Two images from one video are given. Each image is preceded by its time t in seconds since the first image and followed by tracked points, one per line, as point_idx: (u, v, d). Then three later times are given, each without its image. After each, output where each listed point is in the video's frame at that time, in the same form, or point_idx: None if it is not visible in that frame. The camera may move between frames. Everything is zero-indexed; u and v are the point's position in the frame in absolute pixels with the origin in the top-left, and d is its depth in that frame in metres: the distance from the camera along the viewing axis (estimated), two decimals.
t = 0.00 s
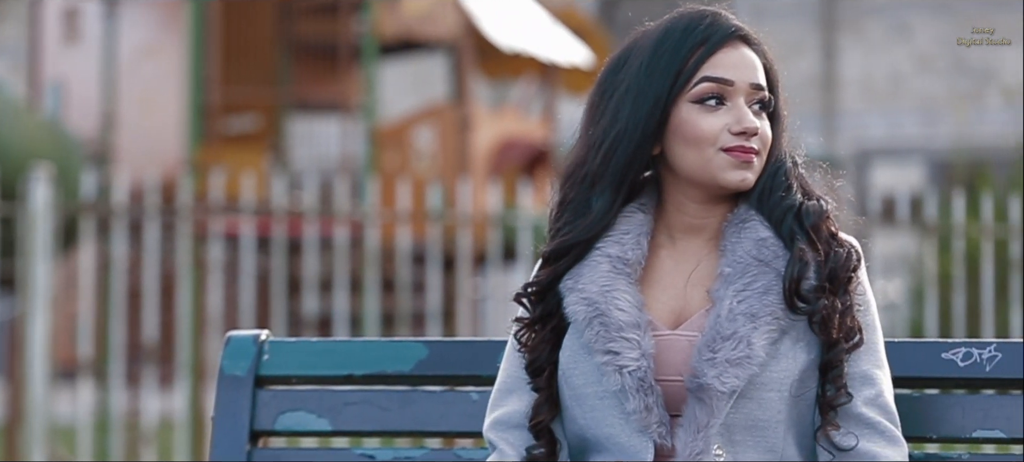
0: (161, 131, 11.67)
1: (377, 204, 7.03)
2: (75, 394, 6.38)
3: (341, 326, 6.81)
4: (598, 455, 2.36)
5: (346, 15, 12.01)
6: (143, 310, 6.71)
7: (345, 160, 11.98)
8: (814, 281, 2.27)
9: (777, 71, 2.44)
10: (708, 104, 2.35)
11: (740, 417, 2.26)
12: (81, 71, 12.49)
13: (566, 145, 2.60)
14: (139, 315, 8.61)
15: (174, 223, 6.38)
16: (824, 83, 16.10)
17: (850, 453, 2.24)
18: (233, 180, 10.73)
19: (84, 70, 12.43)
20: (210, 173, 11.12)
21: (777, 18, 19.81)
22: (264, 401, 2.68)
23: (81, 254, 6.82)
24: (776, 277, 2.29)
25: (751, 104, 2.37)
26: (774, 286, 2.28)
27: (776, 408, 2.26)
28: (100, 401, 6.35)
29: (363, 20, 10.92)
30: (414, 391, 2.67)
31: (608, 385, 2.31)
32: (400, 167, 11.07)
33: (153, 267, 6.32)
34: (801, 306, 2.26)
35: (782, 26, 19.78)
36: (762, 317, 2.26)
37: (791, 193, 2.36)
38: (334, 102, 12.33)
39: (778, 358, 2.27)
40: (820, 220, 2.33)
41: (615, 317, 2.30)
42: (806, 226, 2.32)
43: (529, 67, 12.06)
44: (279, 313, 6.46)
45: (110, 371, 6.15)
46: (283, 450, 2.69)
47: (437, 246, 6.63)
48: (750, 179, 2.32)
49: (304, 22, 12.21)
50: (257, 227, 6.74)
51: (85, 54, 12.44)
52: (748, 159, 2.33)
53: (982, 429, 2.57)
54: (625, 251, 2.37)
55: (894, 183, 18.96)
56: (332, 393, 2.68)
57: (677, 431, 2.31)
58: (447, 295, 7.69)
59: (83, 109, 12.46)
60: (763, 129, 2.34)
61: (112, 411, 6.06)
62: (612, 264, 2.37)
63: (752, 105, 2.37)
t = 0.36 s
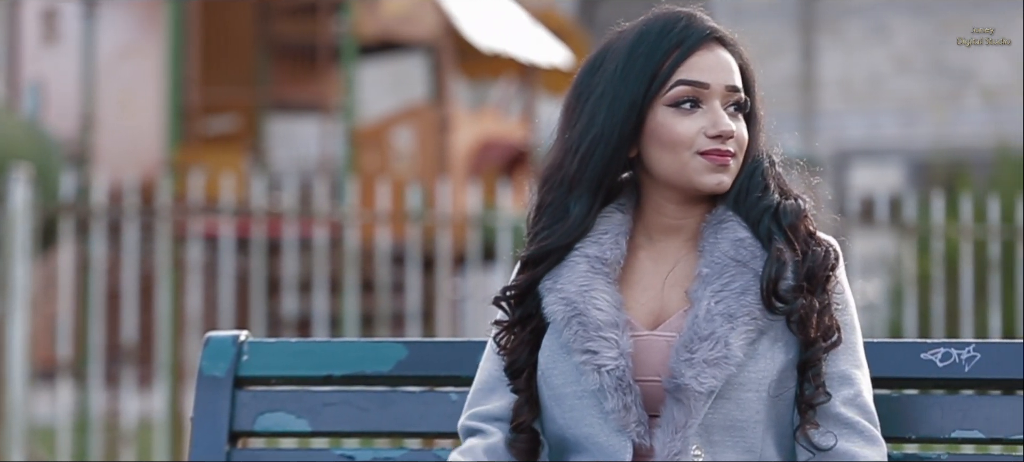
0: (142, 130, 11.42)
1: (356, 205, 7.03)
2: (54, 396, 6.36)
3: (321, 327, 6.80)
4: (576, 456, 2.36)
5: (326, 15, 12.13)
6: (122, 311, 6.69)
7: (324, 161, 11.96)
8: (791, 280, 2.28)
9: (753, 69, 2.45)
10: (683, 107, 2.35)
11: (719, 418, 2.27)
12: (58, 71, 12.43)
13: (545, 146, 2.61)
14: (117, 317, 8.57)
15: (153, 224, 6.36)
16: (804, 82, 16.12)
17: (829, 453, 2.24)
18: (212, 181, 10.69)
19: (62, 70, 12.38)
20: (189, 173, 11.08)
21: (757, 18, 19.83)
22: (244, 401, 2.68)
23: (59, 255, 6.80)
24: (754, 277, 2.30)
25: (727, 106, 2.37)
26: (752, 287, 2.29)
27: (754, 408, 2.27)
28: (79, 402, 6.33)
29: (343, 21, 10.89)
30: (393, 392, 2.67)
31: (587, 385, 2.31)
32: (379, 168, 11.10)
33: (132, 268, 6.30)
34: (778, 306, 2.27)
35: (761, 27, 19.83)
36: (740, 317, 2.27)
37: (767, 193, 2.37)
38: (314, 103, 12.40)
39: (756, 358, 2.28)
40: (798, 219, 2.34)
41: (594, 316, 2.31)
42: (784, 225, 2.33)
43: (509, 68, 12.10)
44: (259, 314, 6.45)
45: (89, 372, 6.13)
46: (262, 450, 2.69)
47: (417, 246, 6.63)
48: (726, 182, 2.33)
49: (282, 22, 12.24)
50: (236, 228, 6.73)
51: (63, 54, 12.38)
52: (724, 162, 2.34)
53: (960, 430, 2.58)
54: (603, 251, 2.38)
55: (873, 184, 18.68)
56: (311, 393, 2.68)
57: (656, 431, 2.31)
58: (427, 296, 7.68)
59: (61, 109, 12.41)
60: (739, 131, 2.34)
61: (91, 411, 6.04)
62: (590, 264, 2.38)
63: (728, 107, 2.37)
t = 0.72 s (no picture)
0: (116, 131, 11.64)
1: (334, 205, 7.03)
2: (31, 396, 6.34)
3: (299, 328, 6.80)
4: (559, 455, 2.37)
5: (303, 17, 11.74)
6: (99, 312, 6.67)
7: (302, 161, 11.94)
8: (769, 280, 2.29)
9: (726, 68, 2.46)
10: (656, 111, 2.36)
11: (696, 418, 2.28)
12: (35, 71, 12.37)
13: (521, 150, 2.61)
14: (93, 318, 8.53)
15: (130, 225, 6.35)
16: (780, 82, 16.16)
17: (805, 453, 2.25)
18: (189, 181, 10.65)
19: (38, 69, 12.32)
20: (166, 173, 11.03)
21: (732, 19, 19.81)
22: (221, 402, 2.67)
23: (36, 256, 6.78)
24: (731, 278, 2.30)
25: (698, 108, 2.38)
26: (729, 287, 2.30)
27: (731, 408, 2.28)
28: (56, 403, 6.31)
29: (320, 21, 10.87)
30: (370, 392, 2.67)
31: (566, 385, 2.32)
32: (357, 168, 11.12)
33: (109, 268, 6.29)
34: (756, 306, 2.28)
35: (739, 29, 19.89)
36: (717, 317, 2.28)
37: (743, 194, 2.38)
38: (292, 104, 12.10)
39: (733, 358, 2.29)
40: (775, 219, 2.35)
41: (574, 316, 2.31)
42: (761, 225, 2.34)
43: (487, 68, 12.11)
44: (236, 314, 6.45)
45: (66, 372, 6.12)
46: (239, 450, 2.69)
47: (394, 247, 6.64)
48: (700, 185, 2.34)
49: (258, 22, 11.88)
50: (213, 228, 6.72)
51: (38, 53, 12.29)
52: (698, 165, 2.35)
53: (937, 430, 2.60)
54: (582, 251, 2.39)
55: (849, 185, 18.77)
56: (289, 394, 2.68)
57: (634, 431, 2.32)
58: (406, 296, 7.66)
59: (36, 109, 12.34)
60: (711, 134, 2.35)
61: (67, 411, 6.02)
62: (570, 264, 2.38)
63: (700, 109, 2.38)
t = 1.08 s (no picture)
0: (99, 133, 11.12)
1: (315, 206, 7.02)
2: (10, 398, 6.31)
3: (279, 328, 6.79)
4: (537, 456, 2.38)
5: (283, 17, 11.82)
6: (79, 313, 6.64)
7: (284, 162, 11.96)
8: (750, 281, 2.30)
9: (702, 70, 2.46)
10: (629, 117, 2.36)
11: (678, 419, 2.29)
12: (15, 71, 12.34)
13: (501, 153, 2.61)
14: (74, 319, 8.50)
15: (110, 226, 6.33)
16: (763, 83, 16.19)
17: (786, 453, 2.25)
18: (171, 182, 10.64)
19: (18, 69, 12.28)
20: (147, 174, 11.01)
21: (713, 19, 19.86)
22: (201, 402, 2.67)
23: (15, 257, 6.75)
24: (713, 277, 2.32)
25: (672, 112, 2.37)
26: (711, 286, 2.31)
27: (712, 408, 2.29)
28: (34, 405, 6.29)
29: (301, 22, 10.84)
30: (350, 393, 2.67)
31: (551, 384, 2.32)
32: (338, 170, 11.12)
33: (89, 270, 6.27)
34: (738, 306, 2.29)
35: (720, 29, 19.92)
36: (698, 318, 2.29)
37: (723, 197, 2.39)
38: (271, 104, 11.97)
39: (714, 358, 2.30)
40: (756, 220, 2.37)
41: (560, 316, 2.31)
42: (742, 226, 2.36)
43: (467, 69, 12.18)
44: (216, 316, 6.43)
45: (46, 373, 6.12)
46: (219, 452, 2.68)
47: (375, 247, 6.64)
48: (674, 189, 2.35)
49: (239, 22, 11.89)
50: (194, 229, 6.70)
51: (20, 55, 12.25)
52: (672, 170, 2.35)
53: (917, 430, 2.60)
54: (567, 251, 2.39)
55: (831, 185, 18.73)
56: (269, 394, 2.68)
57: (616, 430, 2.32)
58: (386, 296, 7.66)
59: (18, 112, 12.35)
60: (684, 139, 2.35)
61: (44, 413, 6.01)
62: (554, 266, 2.38)
63: (673, 112, 2.38)
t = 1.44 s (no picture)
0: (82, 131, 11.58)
1: (297, 206, 7.02)
2: None
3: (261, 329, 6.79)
4: (518, 454, 2.39)
5: (264, 17, 11.69)
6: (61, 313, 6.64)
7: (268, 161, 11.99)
8: (736, 282, 2.33)
9: (666, 79, 2.38)
10: (580, 142, 2.33)
11: (662, 417, 2.31)
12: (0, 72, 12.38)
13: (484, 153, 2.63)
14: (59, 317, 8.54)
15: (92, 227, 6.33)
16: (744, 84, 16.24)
17: (769, 453, 2.29)
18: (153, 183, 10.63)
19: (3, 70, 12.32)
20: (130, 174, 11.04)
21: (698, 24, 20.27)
22: (184, 403, 2.67)
23: None
24: (699, 277, 2.35)
25: (624, 136, 2.33)
26: (696, 285, 2.34)
27: (696, 407, 2.32)
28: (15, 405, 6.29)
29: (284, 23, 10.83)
30: (333, 394, 2.67)
31: (541, 379, 2.33)
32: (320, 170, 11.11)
33: (71, 270, 6.28)
34: (722, 307, 2.32)
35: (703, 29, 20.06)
36: (684, 316, 2.31)
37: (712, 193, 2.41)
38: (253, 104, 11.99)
39: (699, 357, 2.33)
40: (742, 225, 2.39)
41: (550, 312, 2.32)
42: (727, 229, 2.38)
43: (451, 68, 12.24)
44: (197, 316, 6.44)
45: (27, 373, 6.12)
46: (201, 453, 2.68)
47: (357, 247, 6.64)
48: (631, 212, 2.33)
49: (220, 23, 11.89)
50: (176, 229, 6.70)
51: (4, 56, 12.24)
52: (627, 195, 2.33)
53: (899, 430, 2.59)
54: (557, 248, 2.39)
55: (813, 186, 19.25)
56: (251, 395, 2.67)
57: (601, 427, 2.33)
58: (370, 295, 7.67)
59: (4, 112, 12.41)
60: (635, 162, 2.32)
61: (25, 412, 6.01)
62: (545, 262, 2.38)
63: (626, 136, 2.33)
